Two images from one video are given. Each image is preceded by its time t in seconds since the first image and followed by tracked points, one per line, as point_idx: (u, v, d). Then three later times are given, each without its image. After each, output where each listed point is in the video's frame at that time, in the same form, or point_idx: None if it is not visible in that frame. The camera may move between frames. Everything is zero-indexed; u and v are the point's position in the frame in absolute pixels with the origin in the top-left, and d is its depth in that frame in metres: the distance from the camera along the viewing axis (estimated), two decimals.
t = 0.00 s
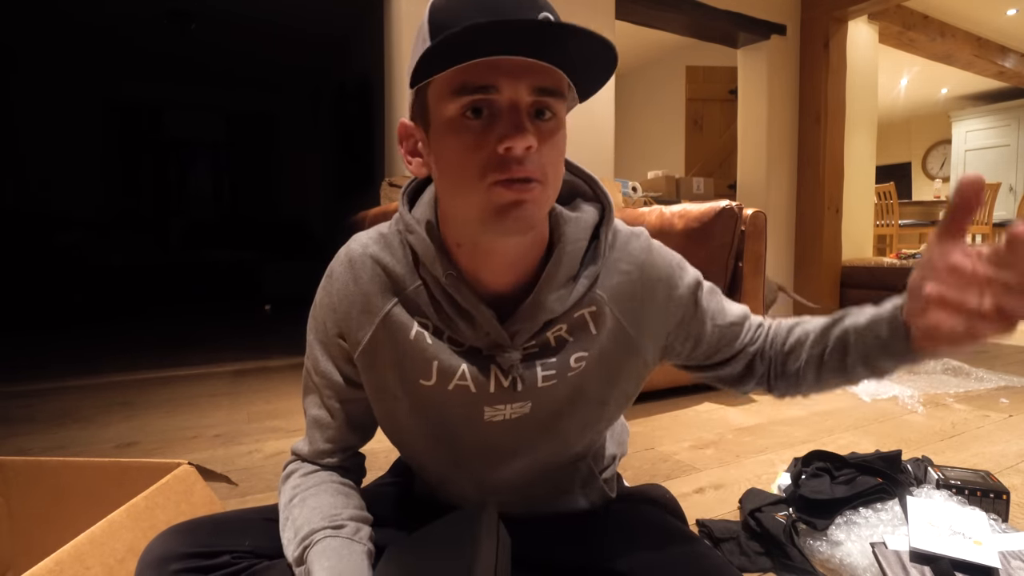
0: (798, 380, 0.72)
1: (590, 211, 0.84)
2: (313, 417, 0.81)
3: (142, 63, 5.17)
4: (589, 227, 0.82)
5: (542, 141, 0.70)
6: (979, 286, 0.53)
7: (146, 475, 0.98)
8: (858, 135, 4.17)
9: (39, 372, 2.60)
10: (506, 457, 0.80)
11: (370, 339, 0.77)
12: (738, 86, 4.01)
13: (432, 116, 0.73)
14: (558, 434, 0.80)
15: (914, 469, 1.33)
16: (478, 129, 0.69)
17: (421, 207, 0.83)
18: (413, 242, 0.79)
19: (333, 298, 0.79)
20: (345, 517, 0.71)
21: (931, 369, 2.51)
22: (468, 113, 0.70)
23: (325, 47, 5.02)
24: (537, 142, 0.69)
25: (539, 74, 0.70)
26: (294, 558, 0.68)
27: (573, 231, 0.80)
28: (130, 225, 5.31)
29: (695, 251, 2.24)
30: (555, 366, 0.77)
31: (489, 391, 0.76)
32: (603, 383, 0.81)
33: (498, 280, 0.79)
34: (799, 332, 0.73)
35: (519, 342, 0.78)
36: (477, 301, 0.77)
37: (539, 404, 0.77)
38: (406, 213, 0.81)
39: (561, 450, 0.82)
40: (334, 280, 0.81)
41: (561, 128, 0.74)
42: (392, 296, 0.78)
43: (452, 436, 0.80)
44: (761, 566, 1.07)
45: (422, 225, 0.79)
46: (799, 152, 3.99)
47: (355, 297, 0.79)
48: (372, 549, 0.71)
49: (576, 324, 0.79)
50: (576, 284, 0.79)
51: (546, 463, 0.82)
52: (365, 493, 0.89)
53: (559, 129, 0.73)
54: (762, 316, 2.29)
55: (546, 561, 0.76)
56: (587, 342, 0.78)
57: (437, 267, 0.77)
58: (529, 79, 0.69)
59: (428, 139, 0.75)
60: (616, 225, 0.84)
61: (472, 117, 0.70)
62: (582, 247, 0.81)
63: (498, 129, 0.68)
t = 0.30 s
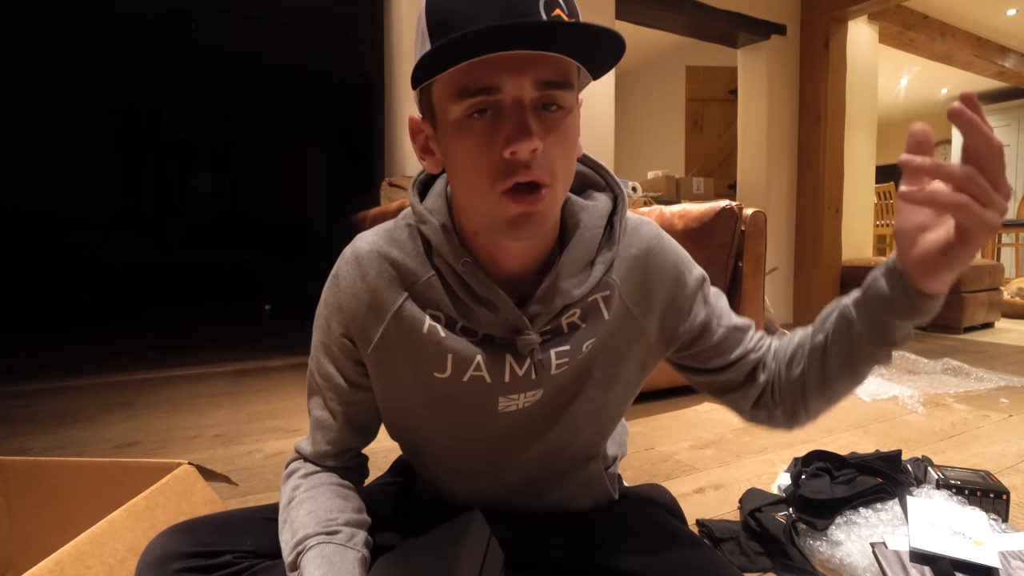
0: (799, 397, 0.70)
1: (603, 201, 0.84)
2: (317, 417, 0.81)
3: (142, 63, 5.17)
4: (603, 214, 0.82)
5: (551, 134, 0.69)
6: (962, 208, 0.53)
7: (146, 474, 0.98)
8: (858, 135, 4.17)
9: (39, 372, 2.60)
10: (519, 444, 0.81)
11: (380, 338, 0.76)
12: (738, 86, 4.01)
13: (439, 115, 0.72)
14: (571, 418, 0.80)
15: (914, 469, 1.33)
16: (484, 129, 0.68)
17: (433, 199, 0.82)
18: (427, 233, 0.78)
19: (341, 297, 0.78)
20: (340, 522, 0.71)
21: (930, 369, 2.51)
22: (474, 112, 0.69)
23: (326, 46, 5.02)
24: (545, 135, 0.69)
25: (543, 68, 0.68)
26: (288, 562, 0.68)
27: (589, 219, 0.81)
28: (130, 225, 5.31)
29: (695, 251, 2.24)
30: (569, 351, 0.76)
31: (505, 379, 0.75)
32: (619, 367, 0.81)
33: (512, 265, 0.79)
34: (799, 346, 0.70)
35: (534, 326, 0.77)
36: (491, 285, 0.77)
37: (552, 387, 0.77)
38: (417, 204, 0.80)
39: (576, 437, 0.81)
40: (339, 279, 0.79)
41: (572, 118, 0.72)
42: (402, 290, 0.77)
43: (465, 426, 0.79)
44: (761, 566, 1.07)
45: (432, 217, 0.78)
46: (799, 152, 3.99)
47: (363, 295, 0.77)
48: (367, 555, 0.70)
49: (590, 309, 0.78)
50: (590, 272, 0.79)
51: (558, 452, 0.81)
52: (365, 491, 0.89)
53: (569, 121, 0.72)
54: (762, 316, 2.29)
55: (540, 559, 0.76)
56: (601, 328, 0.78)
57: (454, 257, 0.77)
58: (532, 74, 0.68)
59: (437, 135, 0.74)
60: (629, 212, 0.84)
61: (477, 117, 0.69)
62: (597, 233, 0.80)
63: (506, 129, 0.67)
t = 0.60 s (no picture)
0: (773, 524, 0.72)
1: (602, 236, 0.79)
2: (307, 419, 0.81)
3: (142, 63, 5.16)
4: (597, 251, 0.78)
5: (531, 156, 0.67)
6: None
7: (146, 474, 0.98)
8: (858, 135, 4.17)
9: (39, 372, 2.60)
10: (496, 470, 0.79)
11: (362, 347, 0.77)
12: (739, 86, 4.01)
13: (421, 121, 0.71)
14: (550, 455, 0.79)
15: (914, 469, 1.33)
16: (460, 142, 0.67)
17: (426, 209, 0.82)
18: (415, 245, 0.78)
19: (327, 300, 0.78)
20: (331, 526, 0.71)
21: (930, 369, 2.51)
22: (453, 124, 0.68)
23: (325, 47, 5.03)
24: (520, 160, 0.67)
25: (527, 86, 0.66)
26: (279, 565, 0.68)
27: (579, 255, 0.77)
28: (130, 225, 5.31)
29: (695, 251, 2.25)
30: (546, 401, 0.75)
31: (476, 410, 0.75)
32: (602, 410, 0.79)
33: (496, 290, 0.77)
34: (807, 487, 0.70)
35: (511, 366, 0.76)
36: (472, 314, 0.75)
37: (526, 433, 0.76)
38: (410, 215, 0.80)
39: (555, 463, 0.80)
40: (327, 283, 0.79)
41: (557, 143, 0.70)
42: (385, 299, 0.77)
43: (449, 439, 0.80)
44: (761, 567, 1.06)
45: (421, 230, 0.78)
46: (799, 152, 3.99)
47: (347, 300, 0.77)
48: (357, 559, 0.70)
49: (574, 355, 0.76)
50: (576, 312, 0.75)
51: (542, 472, 0.81)
52: (365, 491, 0.89)
53: (557, 143, 0.70)
54: (762, 315, 2.29)
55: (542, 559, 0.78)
56: (585, 376, 0.75)
57: (435, 273, 0.75)
58: (514, 93, 0.66)
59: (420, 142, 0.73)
60: (630, 249, 0.79)
61: (455, 131, 0.68)
62: (588, 272, 0.77)
63: (480, 147, 0.66)
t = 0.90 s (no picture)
0: (765, 550, 0.74)
1: (610, 254, 0.79)
2: (304, 431, 0.82)
3: (142, 63, 5.16)
4: (604, 270, 0.78)
5: (539, 188, 0.67)
6: None
7: (146, 474, 0.98)
8: (857, 135, 4.17)
9: (38, 372, 2.59)
10: (494, 482, 0.80)
11: (357, 366, 0.77)
12: (739, 86, 4.01)
13: (421, 147, 0.70)
14: (549, 467, 0.80)
15: (914, 469, 1.33)
16: (463, 173, 0.67)
17: (424, 225, 0.81)
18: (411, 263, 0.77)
19: (320, 317, 0.78)
20: (330, 530, 0.71)
21: (931, 369, 2.51)
22: (456, 153, 0.67)
23: (325, 46, 5.02)
24: (528, 191, 0.66)
25: (535, 116, 0.65)
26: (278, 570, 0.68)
27: (586, 274, 0.76)
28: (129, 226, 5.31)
29: (695, 251, 2.25)
30: (548, 420, 0.76)
31: (475, 430, 0.75)
32: (602, 427, 0.80)
33: (501, 312, 0.77)
34: (803, 515, 0.73)
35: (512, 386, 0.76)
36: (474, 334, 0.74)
37: (526, 451, 0.77)
38: (407, 232, 0.79)
39: (553, 475, 0.81)
40: (320, 297, 0.79)
41: (566, 168, 0.69)
42: (380, 320, 0.76)
43: (448, 455, 0.80)
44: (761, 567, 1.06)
45: (420, 248, 0.77)
46: (799, 152, 3.99)
47: (338, 317, 0.76)
48: (356, 562, 0.70)
49: (578, 376, 0.76)
50: (582, 334, 0.76)
51: (538, 482, 0.81)
52: (366, 493, 0.90)
53: (566, 168, 0.69)
54: (762, 315, 2.29)
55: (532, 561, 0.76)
56: (587, 399, 0.77)
57: (437, 294, 0.74)
58: (521, 123, 0.65)
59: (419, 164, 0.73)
60: (638, 267, 0.80)
61: (460, 160, 0.67)
62: (597, 292, 0.77)
63: (485, 180, 0.66)
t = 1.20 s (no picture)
0: (739, 544, 0.75)
1: (604, 250, 0.79)
2: (305, 431, 0.82)
3: (142, 63, 5.17)
4: (599, 266, 0.78)
5: (532, 185, 0.67)
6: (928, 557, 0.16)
7: (147, 474, 0.98)
8: (857, 135, 4.17)
9: (38, 372, 2.60)
10: (493, 478, 0.80)
11: (355, 362, 0.77)
12: (739, 86, 4.01)
13: (412, 150, 0.70)
14: (548, 465, 0.80)
15: (914, 469, 1.33)
16: (456, 175, 0.66)
17: (419, 224, 0.81)
18: (408, 261, 0.77)
19: (318, 316, 0.77)
20: (332, 529, 0.71)
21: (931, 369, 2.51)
22: (447, 154, 0.67)
23: (326, 47, 5.02)
24: (522, 189, 0.66)
25: (526, 114, 0.65)
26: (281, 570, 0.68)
27: (581, 270, 0.77)
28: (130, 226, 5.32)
29: (695, 251, 2.25)
30: (544, 415, 0.76)
31: (472, 426, 0.75)
32: (599, 424, 0.80)
33: (497, 310, 0.77)
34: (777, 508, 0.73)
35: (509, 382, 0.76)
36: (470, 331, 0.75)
37: (523, 446, 0.77)
38: (404, 231, 0.79)
39: (552, 472, 0.81)
40: (317, 295, 0.79)
41: (557, 166, 0.69)
42: (378, 316, 0.77)
43: (447, 451, 0.81)
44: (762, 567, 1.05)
45: (416, 246, 0.77)
46: (798, 152, 3.99)
47: (336, 314, 0.76)
48: (358, 561, 0.70)
49: (575, 371, 0.76)
50: (576, 330, 0.76)
51: (538, 480, 0.82)
52: (366, 493, 0.90)
53: (557, 166, 0.69)
54: (762, 315, 2.29)
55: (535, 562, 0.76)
56: (583, 395, 0.76)
57: (436, 293, 0.75)
58: (512, 122, 0.65)
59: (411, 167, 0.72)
60: (632, 263, 0.80)
61: (454, 161, 0.67)
62: (591, 288, 0.77)
63: (479, 180, 0.65)
